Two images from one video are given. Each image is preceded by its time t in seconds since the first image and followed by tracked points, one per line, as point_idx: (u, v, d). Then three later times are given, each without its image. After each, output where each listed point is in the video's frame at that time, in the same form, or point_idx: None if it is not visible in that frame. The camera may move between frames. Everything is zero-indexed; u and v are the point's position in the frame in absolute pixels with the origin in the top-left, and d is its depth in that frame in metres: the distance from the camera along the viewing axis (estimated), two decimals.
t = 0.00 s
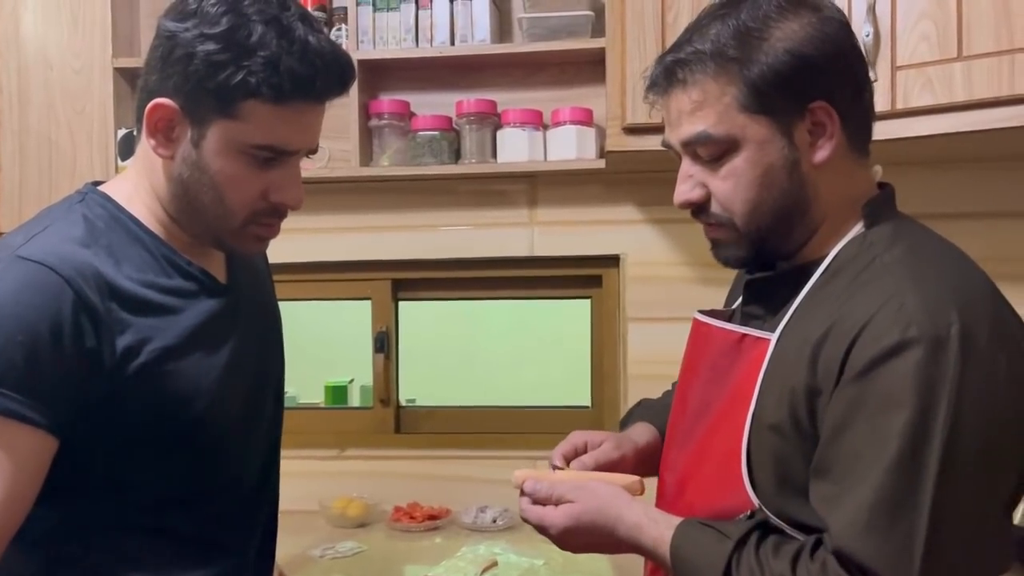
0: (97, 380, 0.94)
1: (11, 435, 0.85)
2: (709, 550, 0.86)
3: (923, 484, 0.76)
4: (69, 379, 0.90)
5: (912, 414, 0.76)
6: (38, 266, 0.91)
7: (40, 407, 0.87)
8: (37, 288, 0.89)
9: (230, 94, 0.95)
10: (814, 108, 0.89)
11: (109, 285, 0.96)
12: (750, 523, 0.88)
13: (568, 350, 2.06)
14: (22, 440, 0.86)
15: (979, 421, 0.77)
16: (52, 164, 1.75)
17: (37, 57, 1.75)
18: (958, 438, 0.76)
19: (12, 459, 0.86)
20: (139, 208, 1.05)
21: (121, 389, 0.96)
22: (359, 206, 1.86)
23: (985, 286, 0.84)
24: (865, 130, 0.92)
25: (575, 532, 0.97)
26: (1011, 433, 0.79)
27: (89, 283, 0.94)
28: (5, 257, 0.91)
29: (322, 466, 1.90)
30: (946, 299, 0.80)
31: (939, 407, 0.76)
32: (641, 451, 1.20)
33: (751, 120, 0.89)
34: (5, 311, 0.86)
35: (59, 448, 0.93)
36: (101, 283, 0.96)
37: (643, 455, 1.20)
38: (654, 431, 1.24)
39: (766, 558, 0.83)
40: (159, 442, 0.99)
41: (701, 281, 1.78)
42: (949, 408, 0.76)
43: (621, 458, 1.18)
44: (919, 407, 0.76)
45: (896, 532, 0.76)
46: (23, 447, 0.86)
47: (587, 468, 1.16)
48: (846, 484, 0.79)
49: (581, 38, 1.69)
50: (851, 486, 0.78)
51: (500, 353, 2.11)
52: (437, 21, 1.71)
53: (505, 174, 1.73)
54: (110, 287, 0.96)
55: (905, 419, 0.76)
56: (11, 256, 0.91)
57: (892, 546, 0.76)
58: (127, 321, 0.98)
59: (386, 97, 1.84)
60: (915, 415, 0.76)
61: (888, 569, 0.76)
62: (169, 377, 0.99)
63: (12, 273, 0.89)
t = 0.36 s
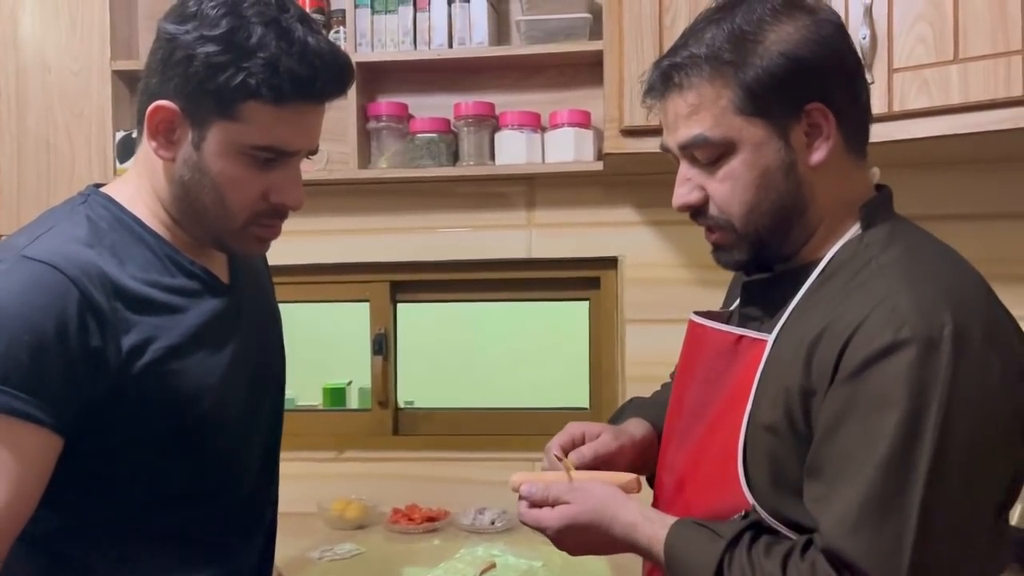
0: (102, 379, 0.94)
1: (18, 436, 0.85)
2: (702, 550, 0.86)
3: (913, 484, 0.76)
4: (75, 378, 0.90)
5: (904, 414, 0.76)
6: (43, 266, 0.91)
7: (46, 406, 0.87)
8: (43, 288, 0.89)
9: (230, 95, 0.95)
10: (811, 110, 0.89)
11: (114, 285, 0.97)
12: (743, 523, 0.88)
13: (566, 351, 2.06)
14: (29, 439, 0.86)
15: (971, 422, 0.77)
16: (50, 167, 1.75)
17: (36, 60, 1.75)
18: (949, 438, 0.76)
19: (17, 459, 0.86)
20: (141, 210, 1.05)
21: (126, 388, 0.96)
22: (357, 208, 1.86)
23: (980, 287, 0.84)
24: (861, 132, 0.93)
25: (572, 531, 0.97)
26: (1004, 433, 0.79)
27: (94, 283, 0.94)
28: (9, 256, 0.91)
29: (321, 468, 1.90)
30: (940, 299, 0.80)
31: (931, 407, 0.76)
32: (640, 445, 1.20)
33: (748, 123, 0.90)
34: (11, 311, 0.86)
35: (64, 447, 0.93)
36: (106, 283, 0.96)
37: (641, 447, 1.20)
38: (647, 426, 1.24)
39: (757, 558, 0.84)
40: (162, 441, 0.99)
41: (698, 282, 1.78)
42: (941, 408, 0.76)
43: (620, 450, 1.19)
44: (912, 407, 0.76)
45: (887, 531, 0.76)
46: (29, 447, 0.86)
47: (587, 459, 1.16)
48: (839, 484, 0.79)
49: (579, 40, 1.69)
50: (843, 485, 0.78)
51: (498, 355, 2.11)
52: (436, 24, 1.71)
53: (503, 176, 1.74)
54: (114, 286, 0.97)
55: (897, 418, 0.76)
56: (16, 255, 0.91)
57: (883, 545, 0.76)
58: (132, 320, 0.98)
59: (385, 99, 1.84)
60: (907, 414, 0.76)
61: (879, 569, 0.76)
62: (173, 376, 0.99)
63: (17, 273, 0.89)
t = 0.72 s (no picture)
0: (102, 382, 0.94)
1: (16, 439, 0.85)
2: (703, 553, 0.86)
3: (916, 487, 0.76)
4: (75, 381, 0.90)
5: (906, 416, 0.76)
6: (44, 269, 0.91)
7: (46, 409, 0.87)
8: (43, 291, 0.89)
9: (230, 97, 0.95)
10: (810, 112, 0.89)
11: (114, 287, 0.96)
12: (745, 526, 0.88)
13: (565, 352, 2.06)
14: (29, 443, 0.86)
15: (973, 424, 0.77)
16: (48, 168, 1.75)
17: (34, 61, 1.75)
18: (951, 440, 0.76)
19: (17, 463, 0.86)
20: (141, 212, 1.04)
21: (126, 391, 0.96)
22: (355, 209, 1.86)
23: (980, 289, 0.84)
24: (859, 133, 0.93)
25: (571, 534, 0.97)
26: (1004, 435, 0.79)
27: (94, 286, 0.94)
28: (10, 259, 0.91)
29: (319, 469, 1.90)
30: (941, 301, 0.80)
31: (933, 409, 0.76)
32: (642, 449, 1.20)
33: (748, 126, 0.90)
34: (12, 314, 0.86)
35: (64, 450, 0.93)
36: (106, 286, 0.96)
37: (643, 451, 1.20)
38: (652, 428, 1.25)
39: (760, 562, 0.84)
40: (162, 444, 0.99)
41: (696, 283, 1.78)
42: (943, 411, 0.76)
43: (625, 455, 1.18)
44: (914, 410, 0.76)
45: (889, 534, 0.76)
46: (30, 451, 0.86)
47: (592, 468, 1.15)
48: (841, 487, 0.79)
49: (577, 41, 1.69)
50: (845, 488, 0.79)
51: (496, 356, 2.11)
52: (433, 25, 1.71)
53: (501, 176, 1.74)
54: (114, 289, 0.96)
55: (899, 421, 0.76)
56: (17, 258, 0.91)
57: (885, 549, 0.76)
58: (132, 323, 0.97)
59: (383, 100, 1.84)
60: (909, 417, 0.76)
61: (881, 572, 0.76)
62: (174, 379, 0.99)
63: (18, 276, 0.89)
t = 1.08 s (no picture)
0: (100, 386, 0.94)
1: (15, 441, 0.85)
2: (696, 554, 0.86)
3: (908, 487, 0.76)
4: (73, 386, 0.90)
5: (899, 416, 0.76)
6: (42, 272, 0.90)
7: (44, 413, 0.87)
8: (42, 294, 0.89)
9: (230, 100, 0.95)
10: (810, 112, 0.89)
11: (112, 291, 0.96)
12: (738, 526, 0.88)
13: (563, 353, 2.06)
14: (26, 449, 0.86)
15: (967, 424, 0.77)
16: (47, 169, 1.75)
17: (32, 62, 1.75)
18: (945, 441, 0.76)
19: (15, 466, 0.86)
20: (141, 213, 1.04)
21: (124, 395, 0.96)
22: (354, 210, 1.86)
23: (976, 289, 0.84)
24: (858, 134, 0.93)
25: (565, 537, 0.97)
26: (999, 436, 0.79)
27: (92, 289, 0.94)
28: (8, 262, 0.91)
29: (317, 470, 1.90)
30: (936, 302, 0.80)
31: (926, 410, 0.76)
32: (643, 435, 1.20)
33: (748, 125, 0.90)
34: (10, 317, 0.86)
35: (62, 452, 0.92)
36: (105, 289, 0.96)
37: (643, 438, 1.20)
38: (652, 419, 1.24)
39: (751, 562, 0.84)
40: (160, 448, 0.99)
41: (695, 284, 1.78)
42: (936, 411, 0.76)
43: (625, 437, 1.18)
44: (907, 410, 0.76)
45: (881, 535, 0.76)
46: (26, 457, 0.86)
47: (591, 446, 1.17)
48: (834, 487, 0.79)
49: (575, 42, 1.69)
50: (838, 488, 0.79)
51: (494, 357, 2.11)
52: (432, 26, 1.71)
53: (500, 178, 1.74)
54: (112, 293, 0.96)
55: (892, 421, 0.76)
56: (15, 261, 0.91)
57: (878, 549, 0.76)
58: (130, 328, 0.97)
59: (381, 101, 1.84)
60: (902, 417, 0.76)
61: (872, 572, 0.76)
62: (172, 384, 0.99)
63: (15, 278, 0.89)
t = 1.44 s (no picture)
0: (97, 388, 0.94)
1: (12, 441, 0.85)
2: (691, 551, 0.86)
3: (904, 486, 0.76)
4: (71, 388, 0.90)
5: (896, 415, 0.76)
6: (40, 274, 0.90)
7: (42, 415, 0.87)
8: (39, 296, 0.89)
9: (228, 100, 0.95)
10: (804, 111, 0.89)
11: (110, 293, 0.96)
12: (733, 524, 0.88)
13: (562, 353, 2.06)
14: (24, 450, 0.86)
15: (963, 424, 0.77)
16: (45, 170, 1.75)
17: (31, 63, 1.75)
18: (941, 441, 0.76)
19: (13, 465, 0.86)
20: (138, 214, 1.04)
21: (121, 397, 0.96)
22: (352, 211, 1.86)
23: (973, 290, 0.84)
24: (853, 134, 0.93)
25: (560, 533, 0.97)
26: (996, 436, 0.79)
27: (90, 291, 0.94)
28: (6, 263, 0.91)
29: (316, 471, 1.90)
30: (933, 301, 0.80)
31: (923, 409, 0.76)
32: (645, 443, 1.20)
33: (743, 123, 0.90)
34: (8, 319, 0.85)
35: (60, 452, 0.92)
36: (102, 291, 0.96)
37: (647, 446, 1.20)
38: (652, 425, 1.25)
39: (748, 560, 0.84)
40: (158, 449, 0.99)
41: (693, 284, 1.78)
42: (932, 410, 0.76)
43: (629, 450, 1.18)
44: (904, 409, 0.76)
45: (878, 534, 0.76)
46: (25, 460, 0.86)
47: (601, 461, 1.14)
48: (830, 486, 0.79)
49: (573, 42, 1.69)
50: (835, 488, 0.78)
51: (493, 358, 2.11)
52: (430, 26, 1.71)
53: (498, 178, 1.74)
54: (110, 294, 0.96)
55: (889, 420, 0.76)
56: (12, 262, 0.91)
57: (874, 548, 0.76)
58: (129, 330, 0.97)
59: (380, 102, 1.84)
60: (898, 416, 0.76)
61: (868, 572, 0.76)
62: (170, 386, 0.99)
63: (13, 279, 0.89)
